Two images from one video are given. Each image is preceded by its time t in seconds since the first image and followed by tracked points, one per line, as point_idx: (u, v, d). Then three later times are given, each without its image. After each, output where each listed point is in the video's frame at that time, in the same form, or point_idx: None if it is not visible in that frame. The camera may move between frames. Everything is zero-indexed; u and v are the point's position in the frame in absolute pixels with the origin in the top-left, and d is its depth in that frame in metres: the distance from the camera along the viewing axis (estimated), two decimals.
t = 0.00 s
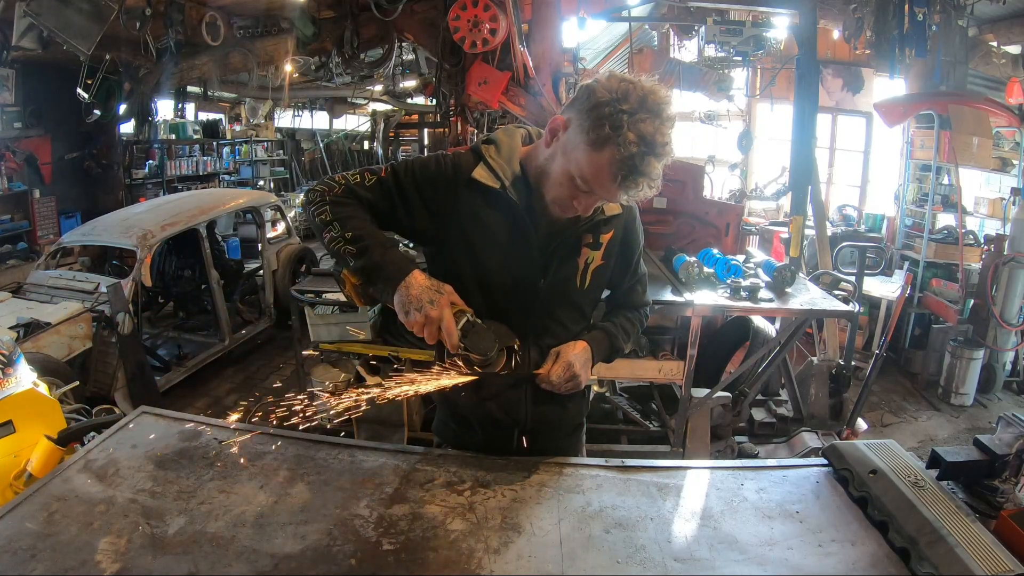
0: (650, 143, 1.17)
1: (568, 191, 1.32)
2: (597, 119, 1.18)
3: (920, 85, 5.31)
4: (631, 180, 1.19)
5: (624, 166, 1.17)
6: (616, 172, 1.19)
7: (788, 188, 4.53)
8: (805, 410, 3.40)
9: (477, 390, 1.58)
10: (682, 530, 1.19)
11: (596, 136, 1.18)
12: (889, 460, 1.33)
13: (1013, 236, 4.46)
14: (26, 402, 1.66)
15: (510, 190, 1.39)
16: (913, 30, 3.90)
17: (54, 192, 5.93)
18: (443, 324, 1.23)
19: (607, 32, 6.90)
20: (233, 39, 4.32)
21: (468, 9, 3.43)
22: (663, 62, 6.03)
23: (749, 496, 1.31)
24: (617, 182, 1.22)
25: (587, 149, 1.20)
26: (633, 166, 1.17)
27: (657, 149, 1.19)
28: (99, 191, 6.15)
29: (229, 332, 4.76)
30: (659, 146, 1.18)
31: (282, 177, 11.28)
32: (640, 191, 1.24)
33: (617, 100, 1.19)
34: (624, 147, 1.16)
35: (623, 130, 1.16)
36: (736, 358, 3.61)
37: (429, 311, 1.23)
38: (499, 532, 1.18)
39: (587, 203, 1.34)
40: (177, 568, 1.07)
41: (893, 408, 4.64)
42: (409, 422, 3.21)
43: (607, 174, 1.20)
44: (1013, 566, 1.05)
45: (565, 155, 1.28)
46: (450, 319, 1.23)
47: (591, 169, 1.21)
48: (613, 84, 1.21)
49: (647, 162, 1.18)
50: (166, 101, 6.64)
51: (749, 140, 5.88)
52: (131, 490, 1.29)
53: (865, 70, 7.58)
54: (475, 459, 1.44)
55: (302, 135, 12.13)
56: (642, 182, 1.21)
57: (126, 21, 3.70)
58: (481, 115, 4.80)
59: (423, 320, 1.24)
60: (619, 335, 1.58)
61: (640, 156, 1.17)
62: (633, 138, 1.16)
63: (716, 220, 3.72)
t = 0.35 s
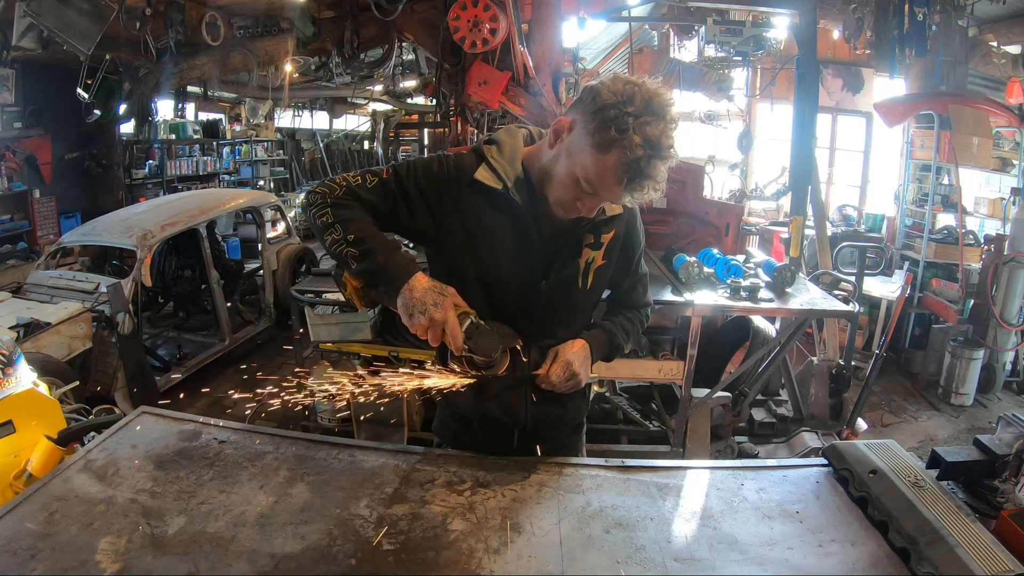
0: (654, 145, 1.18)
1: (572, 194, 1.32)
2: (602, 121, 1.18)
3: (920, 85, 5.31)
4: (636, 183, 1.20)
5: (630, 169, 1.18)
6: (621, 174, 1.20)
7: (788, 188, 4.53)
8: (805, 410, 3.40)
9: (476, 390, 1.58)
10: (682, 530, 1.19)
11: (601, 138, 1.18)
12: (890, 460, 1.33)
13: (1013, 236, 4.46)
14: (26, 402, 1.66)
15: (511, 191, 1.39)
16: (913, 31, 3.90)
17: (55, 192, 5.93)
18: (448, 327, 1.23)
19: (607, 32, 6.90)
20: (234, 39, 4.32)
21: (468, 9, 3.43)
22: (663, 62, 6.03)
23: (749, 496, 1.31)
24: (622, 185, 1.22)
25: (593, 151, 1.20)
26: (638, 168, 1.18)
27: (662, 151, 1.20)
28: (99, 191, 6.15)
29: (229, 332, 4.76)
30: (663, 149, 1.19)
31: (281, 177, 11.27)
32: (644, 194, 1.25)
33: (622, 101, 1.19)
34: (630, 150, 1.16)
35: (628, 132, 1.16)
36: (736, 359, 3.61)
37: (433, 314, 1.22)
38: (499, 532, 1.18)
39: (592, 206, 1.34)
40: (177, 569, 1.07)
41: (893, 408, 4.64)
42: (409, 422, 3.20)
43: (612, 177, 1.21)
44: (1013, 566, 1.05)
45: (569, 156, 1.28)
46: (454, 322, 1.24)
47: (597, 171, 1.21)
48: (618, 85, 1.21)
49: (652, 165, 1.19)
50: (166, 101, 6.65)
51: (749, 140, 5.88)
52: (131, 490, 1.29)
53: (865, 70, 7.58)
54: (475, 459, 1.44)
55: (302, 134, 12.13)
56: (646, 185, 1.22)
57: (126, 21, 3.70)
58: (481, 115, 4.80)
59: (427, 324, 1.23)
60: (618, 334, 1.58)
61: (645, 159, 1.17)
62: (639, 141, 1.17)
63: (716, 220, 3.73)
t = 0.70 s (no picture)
0: (652, 147, 1.18)
1: (570, 194, 1.32)
2: (600, 122, 1.18)
3: (920, 85, 5.31)
4: (634, 185, 1.20)
5: (626, 170, 1.18)
6: (617, 176, 1.19)
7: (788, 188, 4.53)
8: (805, 410, 3.40)
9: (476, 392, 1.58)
10: (682, 531, 1.19)
11: (598, 139, 1.17)
12: (890, 460, 1.33)
13: (1013, 236, 4.46)
14: (26, 403, 1.66)
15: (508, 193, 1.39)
16: (913, 31, 3.90)
17: (55, 192, 5.93)
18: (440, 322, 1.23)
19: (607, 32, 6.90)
20: (234, 39, 4.32)
21: (468, 9, 3.43)
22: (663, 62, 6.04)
23: (749, 496, 1.31)
24: (619, 186, 1.22)
25: (589, 153, 1.19)
26: (635, 170, 1.18)
27: (659, 153, 1.19)
28: (99, 191, 6.15)
29: (229, 332, 4.75)
30: (661, 151, 1.19)
31: (281, 177, 11.27)
32: (642, 195, 1.25)
33: (621, 104, 1.19)
34: (627, 152, 1.16)
35: (626, 134, 1.16)
36: (736, 359, 3.61)
37: (427, 309, 1.23)
38: (499, 532, 1.18)
39: (589, 207, 1.34)
40: (177, 568, 1.07)
41: (893, 408, 4.64)
42: (409, 422, 3.20)
43: (608, 178, 1.21)
44: (1013, 566, 1.05)
45: (566, 157, 1.27)
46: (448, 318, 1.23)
47: (593, 172, 1.21)
48: (617, 87, 1.21)
49: (649, 167, 1.19)
50: (166, 101, 6.65)
51: (749, 139, 5.88)
52: (131, 490, 1.29)
53: (865, 70, 7.59)
54: (474, 458, 1.44)
55: (302, 135, 12.13)
56: (642, 187, 1.22)
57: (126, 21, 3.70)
58: (481, 115, 4.80)
59: (422, 321, 1.24)
60: (618, 334, 1.58)
61: (643, 162, 1.17)
62: (636, 142, 1.17)
63: (716, 220, 3.73)
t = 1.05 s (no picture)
0: (632, 108, 1.16)
1: (564, 179, 1.29)
2: (579, 95, 1.18)
3: (920, 85, 5.32)
4: (624, 149, 1.18)
5: (613, 133, 1.16)
6: (605, 143, 1.17)
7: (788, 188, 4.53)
8: (805, 410, 3.40)
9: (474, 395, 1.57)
10: (682, 530, 1.19)
11: (577, 112, 1.18)
12: (890, 460, 1.33)
13: (1013, 237, 4.47)
14: (26, 402, 1.66)
15: (497, 194, 1.40)
16: (913, 31, 3.90)
17: (55, 192, 5.93)
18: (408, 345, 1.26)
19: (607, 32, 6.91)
20: (234, 39, 4.33)
21: (468, 9, 3.44)
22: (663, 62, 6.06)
23: (749, 496, 1.31)
24: (610, 154, 1.19)
25: (573, 127, 1.18)
26: (621, 131, 1.16)
27: (641, 112, 1.18)
28: (99, 191, 6.15)
29: (229, 332, 4.75)
30: (642, 109, 1.18)
31: (281, 177, 11.26)
32: (634, 160, 1.22)
33: (596, 72, 1.19)
34: (609, 115, 1.15)
35: (604, 100, 1.16)
36: (736, 358, 3.61)
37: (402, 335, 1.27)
38: (499, 532, 1.18)
39: (588, 187, 1.30)
40: (177, 568, 1.07)
41: (893, 408, 4.64)
42: (409, 422, 3.19)
43: (597, 147, 1.18)
44: (1013, 566, 1.05)
45: (552, 139, 1.26)
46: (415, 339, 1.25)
47: (581, 145, 1.19)
48: (589, 60, 1.22)
49: (635, 127, 1.17)
50: (167, 101, 6.65)
51: (749, 139, 5.88)
52: (132, 490, 1.29)
53: (865, 70, 7.60)
54: (474, 458, 1.44)
55: (302, 134, 12.12)
56: (633, 148, 1.18)
57: (126, 21, 3.70)
58: (482, 115, 4.80)
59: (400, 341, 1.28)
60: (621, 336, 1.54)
61: (627, 121, 1.16)
62: (615, 104, 1.16)
63: (716, 220, 3.73)
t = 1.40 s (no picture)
0: (608, 143, 1.16)
1: (544, 195, 1.32)
2: (557, 122, 1.18)
3: (920, 85, 5.32)
4: (596, 182, 1.19)
5: (584, 167, 1.17)
6: (578, 172, 1.19)
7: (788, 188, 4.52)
8: (805, 410, 3.40)
9: (473, 402, 1.56)
10: (682, 531, 1.19)
11: (556, 137, 1.18)
12: (890, 460, 1.33)
13: (1013, 236, 4.46)
14: (26, 402, 1.66)
15: (492, 197, 1.39)
16: (913, 31, 3.89)
17: (55, 192, 5.93)
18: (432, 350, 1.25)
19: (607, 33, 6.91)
20: (234, 39, 4.33)
21: (468, 9, 3.44)
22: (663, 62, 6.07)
23: (749, 496, 1.31)
24: (584, 183, 1.20)
25: (551, 151, 1.20)
26: (593, 166, 1.17)
27: (618, 147, 1.17)
28: (99, 190, 6.14)
29: (229, 332, 4.75)
30: (619, 143, 1.16)
31: (281, 177, 11.26)
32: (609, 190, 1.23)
33: (577, 97, 1.17)
34: (582, 148, 1.15)
35: (581, 130, 1.15)
36: (736, 359, 3.61)
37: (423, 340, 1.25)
38: (498, 532, 1.18)
39: (570, 205, 1.33)
40: (177, 568, 1.07)
41: (893, 408, 4.64)
42: (409, 422, 3.19)
43: (572, 175, 1.20)
44: (1013, 566, 1.05)
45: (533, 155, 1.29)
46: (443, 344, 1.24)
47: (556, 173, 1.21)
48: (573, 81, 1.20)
49: (608, 162, 1.16)
50: (167, 101, 6.66)
51: (749, 139, 5.88)
52: (131, 490, 1.29)
53: (865, 70, 7.61)
54: (476, 459, 1.44)
55: (302, 134, 12.11)
56: (604, 183, 1.19)
57: (126, 21, 3.70)
58: (482, 115, 4.80)
59: (420, 348, 1.25)
60: (624, 331, 1.53)
61: (600, 157, 1.16)
62: (590, 138, 1.15)
63: (716, 220, 3.73)
